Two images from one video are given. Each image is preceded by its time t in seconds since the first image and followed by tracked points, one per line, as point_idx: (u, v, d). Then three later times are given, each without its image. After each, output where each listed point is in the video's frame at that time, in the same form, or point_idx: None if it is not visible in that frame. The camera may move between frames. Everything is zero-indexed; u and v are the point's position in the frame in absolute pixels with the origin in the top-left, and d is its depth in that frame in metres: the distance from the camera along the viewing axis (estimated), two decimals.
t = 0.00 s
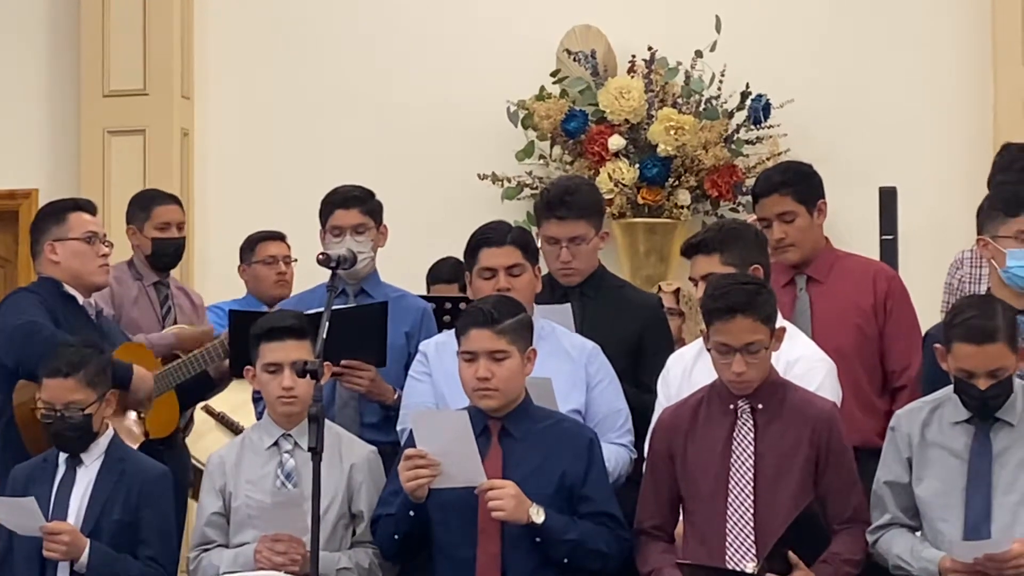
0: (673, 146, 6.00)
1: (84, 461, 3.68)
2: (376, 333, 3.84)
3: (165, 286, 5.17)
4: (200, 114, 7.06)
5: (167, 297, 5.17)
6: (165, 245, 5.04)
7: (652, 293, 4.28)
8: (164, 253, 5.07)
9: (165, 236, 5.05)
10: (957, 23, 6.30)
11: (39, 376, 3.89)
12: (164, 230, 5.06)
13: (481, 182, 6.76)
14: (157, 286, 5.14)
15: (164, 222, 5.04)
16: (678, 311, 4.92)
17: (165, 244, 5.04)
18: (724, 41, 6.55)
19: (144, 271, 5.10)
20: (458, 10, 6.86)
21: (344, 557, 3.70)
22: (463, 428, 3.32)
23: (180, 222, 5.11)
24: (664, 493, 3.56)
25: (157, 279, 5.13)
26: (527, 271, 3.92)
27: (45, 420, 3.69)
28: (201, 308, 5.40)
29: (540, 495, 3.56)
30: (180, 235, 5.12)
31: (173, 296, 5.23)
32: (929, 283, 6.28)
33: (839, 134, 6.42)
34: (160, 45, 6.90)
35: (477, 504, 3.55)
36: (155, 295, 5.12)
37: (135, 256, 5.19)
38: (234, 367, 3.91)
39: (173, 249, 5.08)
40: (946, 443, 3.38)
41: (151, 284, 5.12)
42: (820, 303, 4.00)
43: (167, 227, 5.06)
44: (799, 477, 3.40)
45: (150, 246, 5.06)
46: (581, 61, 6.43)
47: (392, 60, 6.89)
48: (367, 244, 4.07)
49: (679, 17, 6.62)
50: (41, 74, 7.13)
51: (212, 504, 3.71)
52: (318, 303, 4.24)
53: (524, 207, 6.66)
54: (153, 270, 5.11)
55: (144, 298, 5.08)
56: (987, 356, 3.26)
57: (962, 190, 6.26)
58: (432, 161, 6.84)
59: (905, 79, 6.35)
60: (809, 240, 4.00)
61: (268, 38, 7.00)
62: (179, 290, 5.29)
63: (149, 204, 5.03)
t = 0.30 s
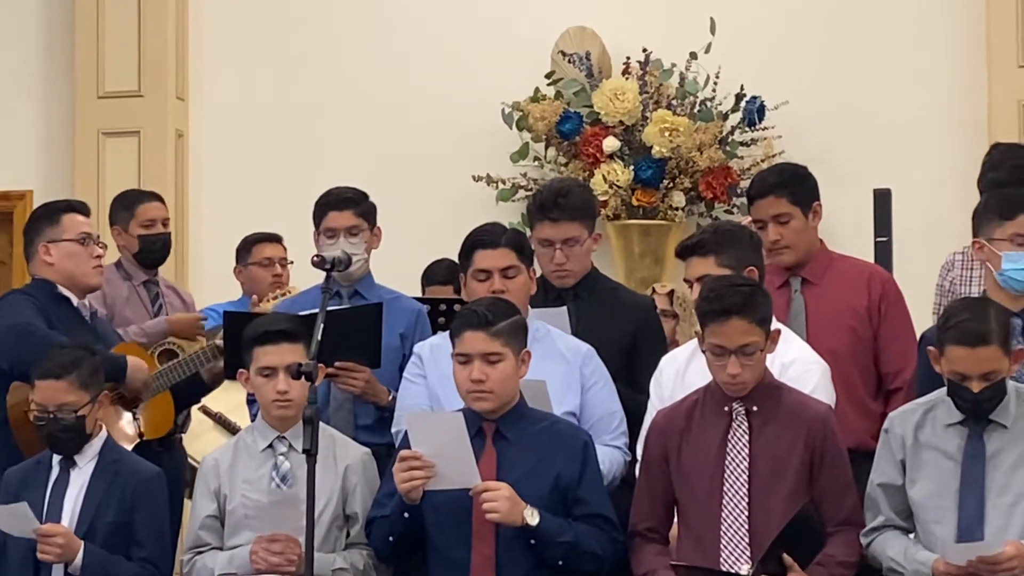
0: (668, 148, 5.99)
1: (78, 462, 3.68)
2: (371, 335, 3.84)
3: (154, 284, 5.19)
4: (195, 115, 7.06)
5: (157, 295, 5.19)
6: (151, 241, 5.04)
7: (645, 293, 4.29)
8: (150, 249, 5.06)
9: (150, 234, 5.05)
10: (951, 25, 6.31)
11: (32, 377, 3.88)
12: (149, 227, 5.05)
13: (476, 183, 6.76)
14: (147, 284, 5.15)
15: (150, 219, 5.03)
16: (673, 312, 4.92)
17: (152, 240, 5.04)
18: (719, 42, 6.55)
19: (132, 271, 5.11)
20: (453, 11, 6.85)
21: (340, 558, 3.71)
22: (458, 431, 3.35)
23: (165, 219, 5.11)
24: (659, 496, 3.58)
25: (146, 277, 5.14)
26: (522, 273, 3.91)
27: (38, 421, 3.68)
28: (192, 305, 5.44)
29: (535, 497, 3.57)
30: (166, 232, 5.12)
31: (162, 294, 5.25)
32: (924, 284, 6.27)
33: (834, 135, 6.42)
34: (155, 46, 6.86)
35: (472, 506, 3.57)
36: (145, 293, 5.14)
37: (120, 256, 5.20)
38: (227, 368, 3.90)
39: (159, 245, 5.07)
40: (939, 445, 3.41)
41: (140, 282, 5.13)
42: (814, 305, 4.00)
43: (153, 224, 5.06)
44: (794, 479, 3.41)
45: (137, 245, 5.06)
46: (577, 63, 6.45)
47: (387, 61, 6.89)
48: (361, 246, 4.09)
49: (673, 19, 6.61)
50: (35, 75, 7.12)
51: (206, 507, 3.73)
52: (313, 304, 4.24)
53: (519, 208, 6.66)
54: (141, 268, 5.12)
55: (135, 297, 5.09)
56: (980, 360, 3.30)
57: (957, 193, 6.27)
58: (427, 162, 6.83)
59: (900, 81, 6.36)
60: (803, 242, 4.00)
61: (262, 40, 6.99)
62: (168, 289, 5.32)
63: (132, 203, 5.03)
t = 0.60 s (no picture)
0: (660, 149, 5.98)
1: (68, 462, 3.67)
2: (363, 336, 3.85)
3: (137, 283, 5.20)
4: (188, 115, 7.05)
5: (141, 292, 5.22)
6: (133, 238, 5.03)
7: (636, 295, 4.29)
8: (133, 247, 5.06)
9: (132, 232, 5.04)
10: (943, 26, 6.31)
11: (22, 377, 3.88)
12: (131, 225, 5.05)
13: (468, 184, 6.75)
14: (130, 283, 5.16)
15: (132, 217, 5.02)
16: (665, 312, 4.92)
17: (134, 237, 5.04)
18: (711, 43, 6.53)
19: (116, 270, 5.11)
20: (445, 12, 6.85)
21: (332, 557, 3.72)
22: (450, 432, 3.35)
23: (146, 215, 5.10)
24: (650, 496, 3.59)
25: (130, 276, 5.15)
26: (514, 273, 3.92)
27: (28, 421, 3.68)
28: (177, 303, 5.49)
29: (526, 497, 3.57)
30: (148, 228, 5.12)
31: (146, 292, 5.28)
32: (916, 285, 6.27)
33: (828, 136, 6.41)
34: (148, 46, 6.86)
35: (463, 506, 3.57)
36: (129, 292, 5.14)
37: (103, 255, 5.19)
38: (218, 370, 3.91)
39: (142, 243, 5.06)
40: (930, 446, 3.43)
41: (123, 281, 5.13)
42: (806, 306, 4.00)
43: (134, 222, 5.05)
44: (785, 479, 3.43)
45: (119, 243, 5.04)
46: (569, 64, 6.41)
47: (380, 61, 6.89)
48: (353, 246, 4.10)
49: (665, 20, 6.61)
50: (27, 75, 7.09)
51: (198, 508, 3.73)
52: (305, 304, 4.24)
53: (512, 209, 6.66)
54: (124, 266, 5.12)
55: (119, 296, 5.09)
56: (970, 360, 3.32)
57: (951, 194, 6.27)
58: (420, 162, 6.83)
59: (892, 82, 6.36)
60: (794, 242, 4.00)
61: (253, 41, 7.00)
62: (154, 288, 5.35)
63: (113, 202, 5.00)
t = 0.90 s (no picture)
0: (649, 148, 5.94)
1: (55, 460, 3.67)
2: (351, 334, 3.85)
3: (118, 280, 5.18)
4: (177, 113, 7.02)
5: (123, 289, 5.19)
6: (116, 235, 5.03)
7: (621, 293, 4.33)
8: (115, 244, 5.05)
9: (115, 228, 5.05)
10: (932, 25, 6.31)
11: (9, 376, 3.87)
12: (113, 222, 5.06)
13: (458, 183, 6.74)
14: (112, 280, 5.14)
15: (114, 214, 5.05)
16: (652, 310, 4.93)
17: (117, 234, 5.03)
18: (700, 42, 6.52)
19: (97, 267, 5.09)
20: (434, 10, 6.82)
21: (319, 554, 3.72)
22: (440, 426, 3.37)
23: (128, 212, 5.12)
24: (638, 495, 3.61)
25: (110, 273, 5.13)
26: (503, 272, 3.92)
27: (14, 420, 3.68)
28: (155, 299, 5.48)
29: (514, 496, 3.58)
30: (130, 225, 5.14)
31: (128, 288, 5.25)
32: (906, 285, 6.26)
33: (818, 136, 6.40)
34: (137, 44, 6.82)
35: (451, 505, 3.58)
36: (111, 288, 5.11)
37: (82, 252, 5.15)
38: (207, 368, 3.91)
39: (124, 241, 5.05)
40: (918, 445, 3.47)
41: (105, 278, 5.11)
42: (794, 305, 4.01)
43: (116, 219, 5.07)
44: (773, 479, 3.46)
45: (101, 241, 5.03)
46: (559, 62, 6.40)
47: (370, 60, 6.87)
48: (342, 245, 4.10)
49: (654, 20, 6.58)
50: (14, 71, 7.01)
51: (186, 506, 3.74)
52: (293, 303, 4.23)
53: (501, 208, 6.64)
54: (105, 263, 5.11)
55: (101, 293, 5.06)
56: (959, 360, 3.36)
57: (940, 194, 6.27)
58: (409, 162, 6.82)
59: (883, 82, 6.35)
60: (783, 241, 4.01)
61: (241, 38, 6.97)
62: (135, 284, 5.32)
63: (94, 199, 5.03)
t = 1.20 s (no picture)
0: (638, 146, 5.87)
1: (41, 458, 3.66)
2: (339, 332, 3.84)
3: (101, 276, 5.19)
4: (167, 109, 6.94)
5: (104, 286, 5.20)
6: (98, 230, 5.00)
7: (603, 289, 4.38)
8: (98, 240, 5.03)
9: (97, 224, 5.01)
10: (925, 21, 6.22)
11: None
12: (96, 218, 5.02)
13: (446, 180, 6.63)
14: (94, 277, 5.15)
15: (97, 210, 4.99)
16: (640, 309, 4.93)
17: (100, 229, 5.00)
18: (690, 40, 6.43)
19: (80, 264, 5.09)
20: (423, 7, 6.74)
21: (307, 550, 3.72)
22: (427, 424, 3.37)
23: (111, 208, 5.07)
24: (626, 493, 3.62)
25: (93, 270, 5.14)
26: (492, 270, 3.91)
27: None
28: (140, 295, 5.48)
29: (502, 494, 3.58)
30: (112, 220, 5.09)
31: (110, 285, 5.26)
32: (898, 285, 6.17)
33: (812, 135, 6.31)
34: (126, 39, 6.76)
35: (439, 503, 3.57)
36: (93, 286, 5.13)
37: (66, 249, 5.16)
38: (195, 365, 3.91)
39: (107, 236, 5.03)
40: (907, 444, 3.49)
41: (87, 275, 5.12)
42: (782, 303, 4.01)
43: (99, 215, 5.02)
44: (761, 477, 3.47)
45: (83, 237, 5.01)
46: (547, 61, 6.33)
47: (359, 57, 6.78)
48: (329, 242, 4.09)
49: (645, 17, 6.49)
50: None
51: (174, 503, 3.75)
52: (282, 301, 4.22)
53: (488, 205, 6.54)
54: (88, 261, 5.11)
55: (84, 291, 5.08)
56: (948, 359, 3.37)
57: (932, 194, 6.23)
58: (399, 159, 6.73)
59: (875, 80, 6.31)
60: (770, 239, 4.01)
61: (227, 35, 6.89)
62: (115, 280, 5.33)
63: (77, 194, 4.97)
